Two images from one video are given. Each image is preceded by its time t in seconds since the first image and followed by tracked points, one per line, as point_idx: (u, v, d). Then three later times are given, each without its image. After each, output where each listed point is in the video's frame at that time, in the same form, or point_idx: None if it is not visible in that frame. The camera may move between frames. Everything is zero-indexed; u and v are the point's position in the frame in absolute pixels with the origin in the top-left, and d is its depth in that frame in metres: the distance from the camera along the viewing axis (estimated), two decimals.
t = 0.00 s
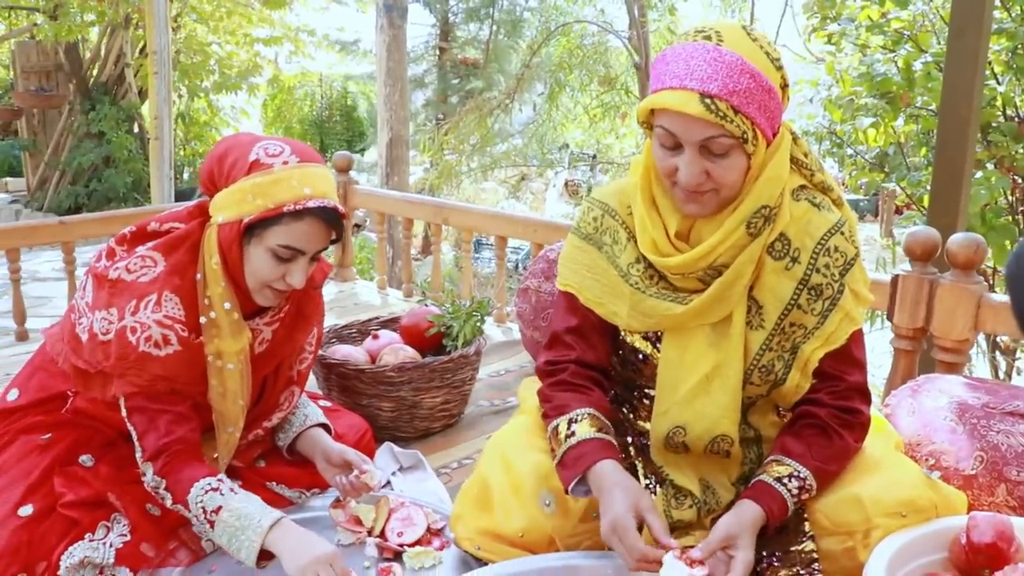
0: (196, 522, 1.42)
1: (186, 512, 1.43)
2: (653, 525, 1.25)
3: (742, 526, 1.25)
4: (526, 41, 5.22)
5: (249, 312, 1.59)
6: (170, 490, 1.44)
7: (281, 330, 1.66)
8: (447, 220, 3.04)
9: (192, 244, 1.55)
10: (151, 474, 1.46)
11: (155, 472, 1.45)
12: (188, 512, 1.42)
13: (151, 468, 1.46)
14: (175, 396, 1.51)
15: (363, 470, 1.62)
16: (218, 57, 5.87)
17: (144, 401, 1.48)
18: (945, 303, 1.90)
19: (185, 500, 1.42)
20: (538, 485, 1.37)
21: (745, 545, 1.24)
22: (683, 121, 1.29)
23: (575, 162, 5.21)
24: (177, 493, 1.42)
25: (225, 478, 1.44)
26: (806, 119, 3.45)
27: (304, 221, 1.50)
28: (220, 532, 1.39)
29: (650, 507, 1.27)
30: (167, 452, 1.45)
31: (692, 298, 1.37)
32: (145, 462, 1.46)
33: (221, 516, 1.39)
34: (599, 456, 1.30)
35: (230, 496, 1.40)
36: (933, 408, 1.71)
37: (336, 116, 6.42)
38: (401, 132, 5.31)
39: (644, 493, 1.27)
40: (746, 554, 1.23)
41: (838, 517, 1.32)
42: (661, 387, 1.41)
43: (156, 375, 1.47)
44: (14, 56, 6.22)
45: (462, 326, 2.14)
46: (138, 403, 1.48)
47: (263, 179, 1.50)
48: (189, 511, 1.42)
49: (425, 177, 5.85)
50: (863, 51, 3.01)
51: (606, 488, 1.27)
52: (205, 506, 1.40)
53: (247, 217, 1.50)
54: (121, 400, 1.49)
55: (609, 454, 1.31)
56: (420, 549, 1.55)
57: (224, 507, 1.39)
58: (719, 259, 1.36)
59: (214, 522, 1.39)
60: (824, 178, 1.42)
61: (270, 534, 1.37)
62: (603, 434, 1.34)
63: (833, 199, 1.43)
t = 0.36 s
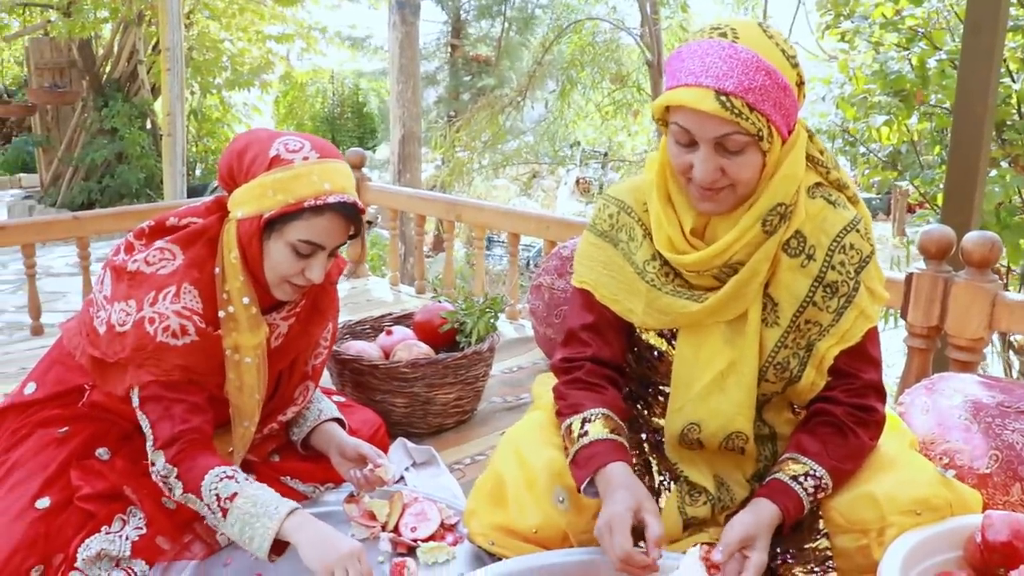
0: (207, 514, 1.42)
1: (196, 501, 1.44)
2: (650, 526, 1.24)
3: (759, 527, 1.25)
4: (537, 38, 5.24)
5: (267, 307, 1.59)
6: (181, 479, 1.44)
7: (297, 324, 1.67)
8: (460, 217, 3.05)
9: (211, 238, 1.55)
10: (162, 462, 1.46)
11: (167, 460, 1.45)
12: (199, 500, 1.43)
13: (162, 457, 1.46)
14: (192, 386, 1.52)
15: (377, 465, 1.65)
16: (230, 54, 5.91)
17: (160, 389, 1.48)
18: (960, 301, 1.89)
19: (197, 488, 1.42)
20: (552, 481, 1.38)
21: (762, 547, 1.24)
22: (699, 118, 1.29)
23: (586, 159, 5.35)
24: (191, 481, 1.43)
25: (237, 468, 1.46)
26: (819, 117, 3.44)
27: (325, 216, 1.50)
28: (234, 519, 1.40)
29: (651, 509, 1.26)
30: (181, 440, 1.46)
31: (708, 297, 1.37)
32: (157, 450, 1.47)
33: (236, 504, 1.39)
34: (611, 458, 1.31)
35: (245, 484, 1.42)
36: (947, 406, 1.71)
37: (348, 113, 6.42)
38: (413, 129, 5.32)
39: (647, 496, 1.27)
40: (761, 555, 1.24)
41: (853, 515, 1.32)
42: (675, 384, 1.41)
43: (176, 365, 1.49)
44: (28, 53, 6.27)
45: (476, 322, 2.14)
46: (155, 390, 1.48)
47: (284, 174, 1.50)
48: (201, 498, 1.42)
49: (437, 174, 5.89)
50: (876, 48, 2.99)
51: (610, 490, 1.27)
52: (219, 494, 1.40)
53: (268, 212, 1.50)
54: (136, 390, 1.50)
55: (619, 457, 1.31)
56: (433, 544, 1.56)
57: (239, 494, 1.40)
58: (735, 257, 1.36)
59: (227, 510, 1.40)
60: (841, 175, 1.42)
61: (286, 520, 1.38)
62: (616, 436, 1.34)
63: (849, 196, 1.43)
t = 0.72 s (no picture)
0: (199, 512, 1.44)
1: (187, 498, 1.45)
2: (680, 514, 1.23)
3: (773, 518, 1.25)
4: (551, 35, 5.31)
5: (281, 301, 1.59)
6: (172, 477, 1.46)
7: (311, 319, 1.66)
8: (474, 214, 3.05)
9: (226, 233, 1.55)
10: (158, 461, 1.48)
11: (161, 459, 1.47)
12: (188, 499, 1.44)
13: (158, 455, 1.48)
14: (198, 385, 1.52)
15: (393, 463, 1.65)
16: (243, 50, 5.94)
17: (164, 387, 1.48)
18: (976, 300, 1.89)
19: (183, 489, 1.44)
20: (569, 478, 1.37)
21: (777, 537, 1.24)
22: (692, 113, 1.29)
23: (599, 158, 5.36)
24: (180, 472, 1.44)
25: (221, 465, 1.45)
26: (832, 114, 3.43)
27: (339, 209, 1.50)
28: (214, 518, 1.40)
29: (675, 495, 1.26)
30: (174, 438, 1.47)
31: (718, 300, 1.37)
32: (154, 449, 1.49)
33: (213, 508, 1.40)
34: (626, 448, 1.30)
35: (222, 487, 1.41)
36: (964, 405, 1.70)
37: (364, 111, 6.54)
38: (426, 125, 5.33)
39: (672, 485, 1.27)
40: (776, 544, 1.23)
41: (869, 514, 1.32)
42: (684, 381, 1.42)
43: (183, 363, 1.49)
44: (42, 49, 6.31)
45: (490, 318, 2.14)
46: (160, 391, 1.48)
47: (297, 167, 1.50)
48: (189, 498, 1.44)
49: (450, 171, 5.93)
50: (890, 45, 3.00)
51: (628, 478, 1.27)
52: (200, 495, 1.41)
53: (283, 205, 1.50)
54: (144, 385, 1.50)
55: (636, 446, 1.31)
56: (449, 540, 1.56)
57: (216, 498, 1.40)
58: (739, 261, 1.35)
59: (207, 513, 1.41)
60: (859, 179, 1.41)
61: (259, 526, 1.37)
62: (633, 427, 1.34)
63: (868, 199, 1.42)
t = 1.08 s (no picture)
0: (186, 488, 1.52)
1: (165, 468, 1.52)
2: (700, 521, 1.23)
3: (788, 516, 1.24)
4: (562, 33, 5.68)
5: (276, 280, 1.57)
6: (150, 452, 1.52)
7: (308, 303, 1.63)
8: (488, 211, 3.04)
9: (220, 215, 1.52)
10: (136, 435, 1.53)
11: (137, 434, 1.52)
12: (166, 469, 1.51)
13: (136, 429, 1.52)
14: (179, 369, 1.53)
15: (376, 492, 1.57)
16: (255, 47, 5.95)
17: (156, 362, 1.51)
18: (995, 299, 1.87)
19: (162, 461, 1.51)
20: (585, 476, 1.38)
21: (790, 534, 1.23)
22: (709, 112, 1.27)
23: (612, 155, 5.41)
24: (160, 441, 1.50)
25: (204, 441, 1.52)
26: (847, 112, 3.42)
27: (327, 182, 1.47)
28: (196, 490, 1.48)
29: (698, 500, 1.25)
30: (148, 417, 1.51)
31: (736, 299, 1.36)
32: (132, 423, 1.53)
33: (193, 482, 1.48)
34: (648, 450, 1.30)
35: (200, 463, 1.48)
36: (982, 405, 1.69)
37: (373, 105, 7.38)
38: (439, 122, 5.33)
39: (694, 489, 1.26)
40: (790, 541, 1.22)
41: (887, 514, 1.31)
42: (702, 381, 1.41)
43: (174, 344, 1.49)
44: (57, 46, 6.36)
45: (505, 316, 2.13)
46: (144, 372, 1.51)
47: (285, 143, 1.48)
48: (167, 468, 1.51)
49: (463, 167, 5.96)
50: (907, 42, 2.97)
51: (651, 476, 1.27)
52: (179, 470, 1.48)
53: (272, 179, 1.48)
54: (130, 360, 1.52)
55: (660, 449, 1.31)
56: (464, 537, 1.56)
57: (195, 473, 1.48)
58: (758, 260, 1.35)
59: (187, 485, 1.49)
60: (878, 177, 1.39)
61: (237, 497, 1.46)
62: (653, 429, 1.33)
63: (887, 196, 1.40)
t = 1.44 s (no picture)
0: (135, 404, 1.47)
1: (107, 396, 1.47)
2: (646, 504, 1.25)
3: (812, 520, 1.23)
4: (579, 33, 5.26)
5: (250, 248, 1.58)
6: (88, 379, 1.47)
7: (287, 272, 1.63)
8: (504, 209, 3.03)
9: (196, 184, 1.56)
10: (71, 368, 1.48)
11: (75, 363, 1.48)
12: (111, 392, 1.46)
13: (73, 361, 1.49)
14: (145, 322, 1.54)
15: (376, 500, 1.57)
16: (271, 45, 5.95)
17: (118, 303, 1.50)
18: (1016, 299, 1.85)
19: (106, 383, 1.46)
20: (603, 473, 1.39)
21: (812, 539, 1.22)
22: (750, 115, 1.26)
23: (626, 154, 5.47)
24: (102, 367, 1.46)
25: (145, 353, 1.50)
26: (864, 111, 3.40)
27: (285, 146, 1.47)
28: (150, 385, 1.44)
29: (649, 484, 1.28)
30: (89, 345, 1.48)
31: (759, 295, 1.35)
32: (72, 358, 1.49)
33: (146, 380, 1.44)
34: (625, 427, 1.33)
35: (147, 362, 1.46)
36: (1003, 406, 1.67)
37: (388, 104, 7.92)
38: (455, 121, 5.33)
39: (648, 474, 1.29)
40: (812, 545, 1.22)
41: (908, 515, 1.30)
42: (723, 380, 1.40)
43: (137, 294, 1.49)
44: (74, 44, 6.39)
45: (523, 314, 2.13)
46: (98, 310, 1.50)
47: (243, 113, 1.49)
48: (112, 390, 1.46)
49: (478, 166, 5.99)
50: (924, 41, 2.95)
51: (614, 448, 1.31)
52: (127, 377, 1.45)
53: (235, 149, 1.50)
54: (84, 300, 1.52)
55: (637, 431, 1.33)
56: (482, 536, 1.55)
57: (145, 371, 1.44)
58: (785, 257, 1.34)
59: (140, 389, 1.44)
60: (901, 174, 1.38)
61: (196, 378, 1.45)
62: (640, 412, 1.35)
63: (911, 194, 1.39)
